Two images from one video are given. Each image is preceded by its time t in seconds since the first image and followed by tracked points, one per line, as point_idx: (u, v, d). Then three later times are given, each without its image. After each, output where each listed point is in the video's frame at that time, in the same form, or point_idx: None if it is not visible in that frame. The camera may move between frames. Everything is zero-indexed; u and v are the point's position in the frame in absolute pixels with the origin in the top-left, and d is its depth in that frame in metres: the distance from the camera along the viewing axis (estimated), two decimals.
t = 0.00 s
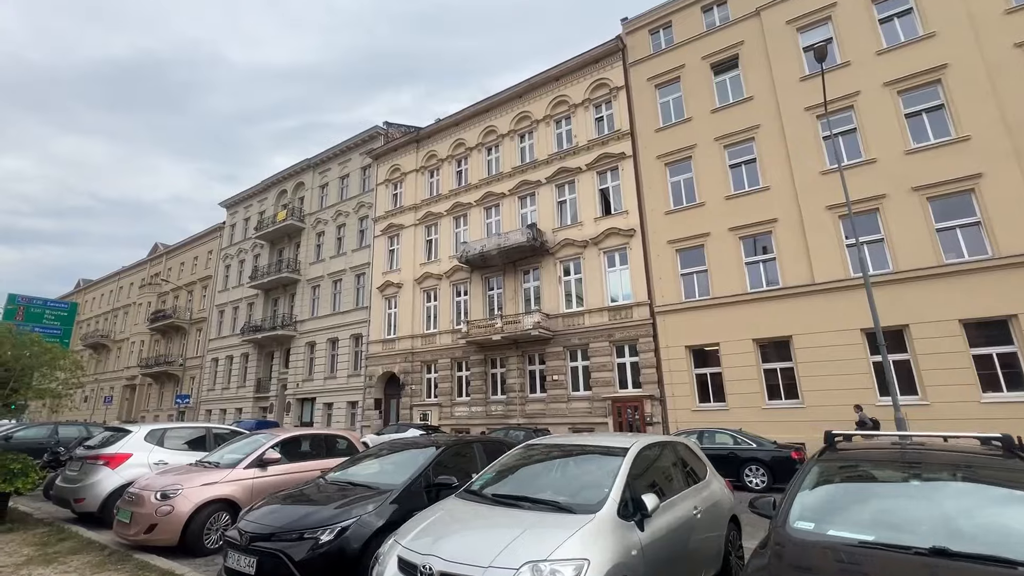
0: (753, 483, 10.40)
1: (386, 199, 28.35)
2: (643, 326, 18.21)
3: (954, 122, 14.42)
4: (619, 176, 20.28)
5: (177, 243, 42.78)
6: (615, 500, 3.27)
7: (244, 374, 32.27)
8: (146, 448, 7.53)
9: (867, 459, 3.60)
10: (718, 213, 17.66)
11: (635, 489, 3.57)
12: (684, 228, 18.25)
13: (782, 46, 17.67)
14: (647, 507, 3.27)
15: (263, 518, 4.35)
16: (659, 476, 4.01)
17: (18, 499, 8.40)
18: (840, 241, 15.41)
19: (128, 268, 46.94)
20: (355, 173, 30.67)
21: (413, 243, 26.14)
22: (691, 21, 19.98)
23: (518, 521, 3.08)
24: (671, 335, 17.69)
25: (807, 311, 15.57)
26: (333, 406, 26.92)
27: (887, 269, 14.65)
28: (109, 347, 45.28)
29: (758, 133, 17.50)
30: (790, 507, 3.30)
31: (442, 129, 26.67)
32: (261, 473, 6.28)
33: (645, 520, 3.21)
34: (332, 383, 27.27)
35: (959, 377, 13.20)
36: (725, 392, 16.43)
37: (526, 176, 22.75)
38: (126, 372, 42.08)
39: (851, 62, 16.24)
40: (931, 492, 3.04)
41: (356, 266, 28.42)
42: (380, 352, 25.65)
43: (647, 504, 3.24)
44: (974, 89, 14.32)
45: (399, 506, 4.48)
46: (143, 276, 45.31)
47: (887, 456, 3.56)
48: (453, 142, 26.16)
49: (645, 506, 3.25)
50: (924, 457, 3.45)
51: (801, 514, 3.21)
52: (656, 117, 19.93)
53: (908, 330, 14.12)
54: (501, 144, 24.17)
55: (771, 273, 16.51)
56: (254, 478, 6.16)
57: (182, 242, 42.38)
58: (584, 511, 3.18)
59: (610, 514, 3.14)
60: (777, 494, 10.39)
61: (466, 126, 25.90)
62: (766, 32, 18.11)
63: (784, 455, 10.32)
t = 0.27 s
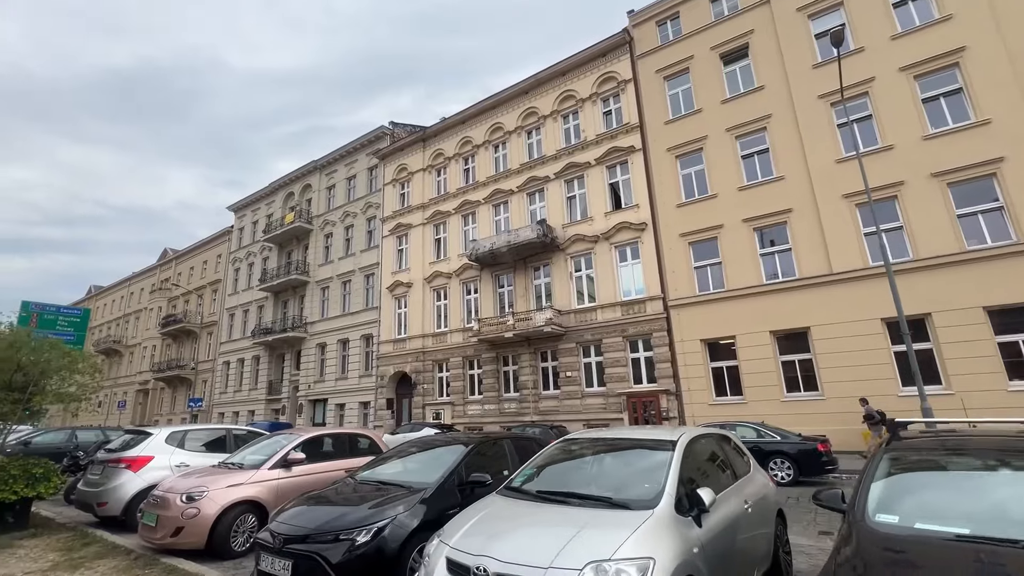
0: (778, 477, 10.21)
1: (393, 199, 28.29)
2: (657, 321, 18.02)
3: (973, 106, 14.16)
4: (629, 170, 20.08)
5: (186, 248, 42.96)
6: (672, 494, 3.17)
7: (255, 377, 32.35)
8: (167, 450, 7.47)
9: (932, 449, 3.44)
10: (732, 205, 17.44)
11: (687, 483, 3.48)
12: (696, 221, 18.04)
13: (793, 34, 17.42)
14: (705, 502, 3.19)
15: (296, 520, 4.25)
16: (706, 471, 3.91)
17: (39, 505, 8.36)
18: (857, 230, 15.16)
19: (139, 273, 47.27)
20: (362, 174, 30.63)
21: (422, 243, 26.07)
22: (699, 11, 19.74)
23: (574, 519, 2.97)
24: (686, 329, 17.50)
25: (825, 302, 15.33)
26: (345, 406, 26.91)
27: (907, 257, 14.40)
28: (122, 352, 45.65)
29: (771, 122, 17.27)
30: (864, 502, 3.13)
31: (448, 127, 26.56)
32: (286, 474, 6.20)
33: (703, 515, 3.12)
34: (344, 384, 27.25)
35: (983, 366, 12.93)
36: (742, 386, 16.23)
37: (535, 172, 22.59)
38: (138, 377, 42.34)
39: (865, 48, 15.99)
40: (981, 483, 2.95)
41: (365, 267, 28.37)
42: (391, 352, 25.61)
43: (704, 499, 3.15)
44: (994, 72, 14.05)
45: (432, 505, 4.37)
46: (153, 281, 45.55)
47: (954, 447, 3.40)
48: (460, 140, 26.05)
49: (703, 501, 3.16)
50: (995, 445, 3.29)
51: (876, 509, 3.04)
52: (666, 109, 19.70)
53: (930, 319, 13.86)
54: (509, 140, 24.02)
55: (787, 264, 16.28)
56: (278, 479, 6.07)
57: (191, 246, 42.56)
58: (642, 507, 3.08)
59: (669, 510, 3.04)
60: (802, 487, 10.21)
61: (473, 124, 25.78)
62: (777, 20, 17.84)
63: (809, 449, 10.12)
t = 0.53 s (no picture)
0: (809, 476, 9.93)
1: (403, 200, 28.19)
2: (674, 318, 17.75)
3: (1001, 93, 13.83)
4: (643, 165, 19.82)
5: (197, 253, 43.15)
6: (743, 496, 2.95)
7: (267, 380, 32.36)
8: (189, 454, 7.35)
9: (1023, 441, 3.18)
10: (749, 199, 17.15)
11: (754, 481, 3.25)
12: (714, 216, 17.74)
13: (811, 23, 17.13)
14: (778, 504, 2.96)
15: (331, 526, 4.06)
16: (767, 469, 3.67)
17: (62, 510, 8.29)
18: (881, 222, 14.83)
19: (150, 279, 47.55)
20: (371, 175, 30.56)
21: (433, 243, 25.93)
22: (712, 3, 19.46)
23: (642, 524, 2.76)
24: (705, 326, 17.21)
25: (848, 296, 14.99)
26: (358, 408, 26.81)
27: (934, 248, 14.05)
28: (134, 357, 45.92)
29: (788, 114, 16.97)
30: (971, 504, 2.83)
31: (457, 126, 26.42)
32: (312, 477, 6.03)
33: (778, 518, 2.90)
34: (356, 386, 27.16)
35: (1016, 360, 12.55)
36: (763, 383, 15.92)
37: (546, 169, 22.37)
38: (151, 382, 42.54)
39: (885, 36, 15.67)
40: None
41: (376, 268, 28.28)
42: (403, 353, 25.49)
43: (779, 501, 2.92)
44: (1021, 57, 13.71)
45: (471, 509, 4.16)
46: (164, 286, 45.78)
47: None
48: (469, 139, 25.89)
49: (776, 502, 2.95)
50: None
51: (984, 511, 2.76)
52: (679, 103, 19.43)
53: (959, 312, 13.50)
54: (519, 138, 23.83)
55: (808, 258, 15.96)
56: (305, 482, 5.92)
57: (201, 251, 42.73)
58: (713, 510, 2.86)
59: (744, 512, 2.83)
60: (835, 487, 9.91)
61: (482, 122, 25.62)
62: (793, 10, 17.56)
63: (841, 446, 9.84)
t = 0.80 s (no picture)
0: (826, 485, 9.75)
1: (406, 204, 28.07)
2: (681, 324, 17.59)
3: (1011, 99, 13.79)
4: (649, 170, 19.73)
5: (197, 256, 42.92)
6: (805, 510, 2.78)
7: (267, 385, 32.06)
8: (195, 461, 7.14)
9: None
10: (757, 204, 17.05)
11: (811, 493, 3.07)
12: (721, 221, 17.63)
13: (818, 29, 17.11)
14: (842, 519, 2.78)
15: (355, 539, 3.86)
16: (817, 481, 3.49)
17: (63, 519, 8.07)
18: (891, 228, 14.73)
19: (149, 282, 47.27)
20: (374, 179, 30.44)
21: (436, 247, 25.77)
22: (719, 9, 19.46)
23: (702, 541, 2.59)
24: (712, 332, 17.06)
25: (858, 303, 14.86)
26: (359, 414, 26.52)
27: (945, 254, 13.95)
28: (132, 362, 45.52)
29: (796, 119, 16.92)
30: None
31: (461, 131, 26.35)
32: (325, 485, 5.83)
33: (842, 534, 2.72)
34: (357, 391, 26.89)
35: None
36: (772, 390, 15.75)
37: (551, 174, 22.27)
38: (149, 387, 42.16)
39: (894, 42, 15.65)
40: None
41: (378, 272, 28.10)
42: (405, 358, 25.26)
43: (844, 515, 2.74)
44: None
45: (500, 522, 3.98)
46: (164, 290, 45.49)
47: None
48: (474, 144, 25.81)
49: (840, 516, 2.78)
50: None
51: None
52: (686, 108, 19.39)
53: (971, 318, 13.37)
54: (524, 143, 23.76)
55: (817, 264, 15.85)
56: (318, 490, 5.72)
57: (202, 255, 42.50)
58: (775, 526, 2.68)
59: (809, 528, 2.65)
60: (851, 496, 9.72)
61: (487, 127, 25.55)
62: (800, 16, 17.58)
63: (857, 455, 9.67)
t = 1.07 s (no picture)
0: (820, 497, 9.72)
1: (397, 209, 27.80)
2: (673, 334, 17.59)
3: (996, 120, 14.15)
4: (642, 180, 19.82)
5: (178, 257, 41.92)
6: (852, 527, 2.69)
7: (248, 390, 31.27)
8: (180, 469, 6.80)
9: None
10: (749, 217, 17.20)
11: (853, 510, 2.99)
12: (714, 233, 17.75)
13: (810, 47, 17.44)
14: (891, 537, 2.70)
15: (363, 554, 3.63)
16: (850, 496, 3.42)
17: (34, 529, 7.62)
18: (880, 243, 14.96)
19: (127, 282, 46.04)
20: (364, 183, 30.12)
21: (426, 252, 25.52)
22: (713, 24, 19.76)
23: (750, 558, 2.49)
24: (704, 343, 17.08)
25: (848, 316, 15.02)
26: (343, 421, 25.97)
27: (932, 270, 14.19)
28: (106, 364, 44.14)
29: (788, 134, 17.17)
30: None
31: (454, 136, 26.25)
32: (321, 496, 5.57)
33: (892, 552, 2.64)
34: (342, 398, 26.36)
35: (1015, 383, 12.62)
36: (763, 401, 15.80)
37: (544, 182, 22.26)
38: (123, 390, 40.86)
39: (884, 62, 16.02)
40: None
41: (366, 277, 27.71)
42: (392, 364, 24.86)
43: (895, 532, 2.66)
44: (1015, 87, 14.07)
45: (515, 537, 3.82)
46: (142, 290, 44.30)
47: None
48: (466, 150, 25.72)
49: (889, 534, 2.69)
50: None
51: None
52: (679, 120, 19.56)
53: (957, 333, 13.59)
54: (517, 150, 23.74)
55: (808, 277, 16.01)
56: (314, 501, 5.46)
57: (183, 255, 41.52)
58: (825, 543, 2.59)
59: (859, 546, 2.57)
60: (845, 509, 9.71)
61: (480, 133, 25.49)
62: (792, 33, 17.89)
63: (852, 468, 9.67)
